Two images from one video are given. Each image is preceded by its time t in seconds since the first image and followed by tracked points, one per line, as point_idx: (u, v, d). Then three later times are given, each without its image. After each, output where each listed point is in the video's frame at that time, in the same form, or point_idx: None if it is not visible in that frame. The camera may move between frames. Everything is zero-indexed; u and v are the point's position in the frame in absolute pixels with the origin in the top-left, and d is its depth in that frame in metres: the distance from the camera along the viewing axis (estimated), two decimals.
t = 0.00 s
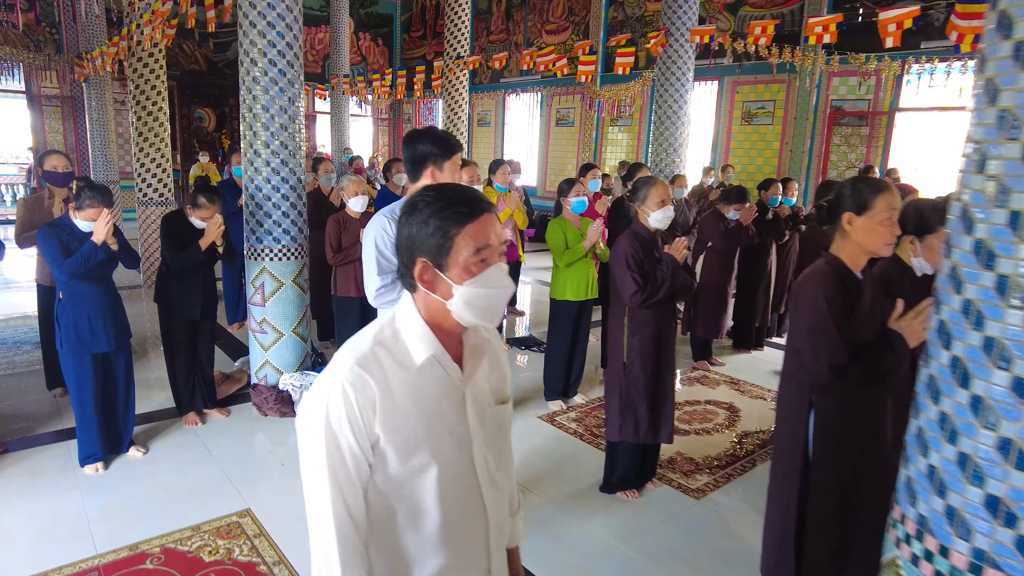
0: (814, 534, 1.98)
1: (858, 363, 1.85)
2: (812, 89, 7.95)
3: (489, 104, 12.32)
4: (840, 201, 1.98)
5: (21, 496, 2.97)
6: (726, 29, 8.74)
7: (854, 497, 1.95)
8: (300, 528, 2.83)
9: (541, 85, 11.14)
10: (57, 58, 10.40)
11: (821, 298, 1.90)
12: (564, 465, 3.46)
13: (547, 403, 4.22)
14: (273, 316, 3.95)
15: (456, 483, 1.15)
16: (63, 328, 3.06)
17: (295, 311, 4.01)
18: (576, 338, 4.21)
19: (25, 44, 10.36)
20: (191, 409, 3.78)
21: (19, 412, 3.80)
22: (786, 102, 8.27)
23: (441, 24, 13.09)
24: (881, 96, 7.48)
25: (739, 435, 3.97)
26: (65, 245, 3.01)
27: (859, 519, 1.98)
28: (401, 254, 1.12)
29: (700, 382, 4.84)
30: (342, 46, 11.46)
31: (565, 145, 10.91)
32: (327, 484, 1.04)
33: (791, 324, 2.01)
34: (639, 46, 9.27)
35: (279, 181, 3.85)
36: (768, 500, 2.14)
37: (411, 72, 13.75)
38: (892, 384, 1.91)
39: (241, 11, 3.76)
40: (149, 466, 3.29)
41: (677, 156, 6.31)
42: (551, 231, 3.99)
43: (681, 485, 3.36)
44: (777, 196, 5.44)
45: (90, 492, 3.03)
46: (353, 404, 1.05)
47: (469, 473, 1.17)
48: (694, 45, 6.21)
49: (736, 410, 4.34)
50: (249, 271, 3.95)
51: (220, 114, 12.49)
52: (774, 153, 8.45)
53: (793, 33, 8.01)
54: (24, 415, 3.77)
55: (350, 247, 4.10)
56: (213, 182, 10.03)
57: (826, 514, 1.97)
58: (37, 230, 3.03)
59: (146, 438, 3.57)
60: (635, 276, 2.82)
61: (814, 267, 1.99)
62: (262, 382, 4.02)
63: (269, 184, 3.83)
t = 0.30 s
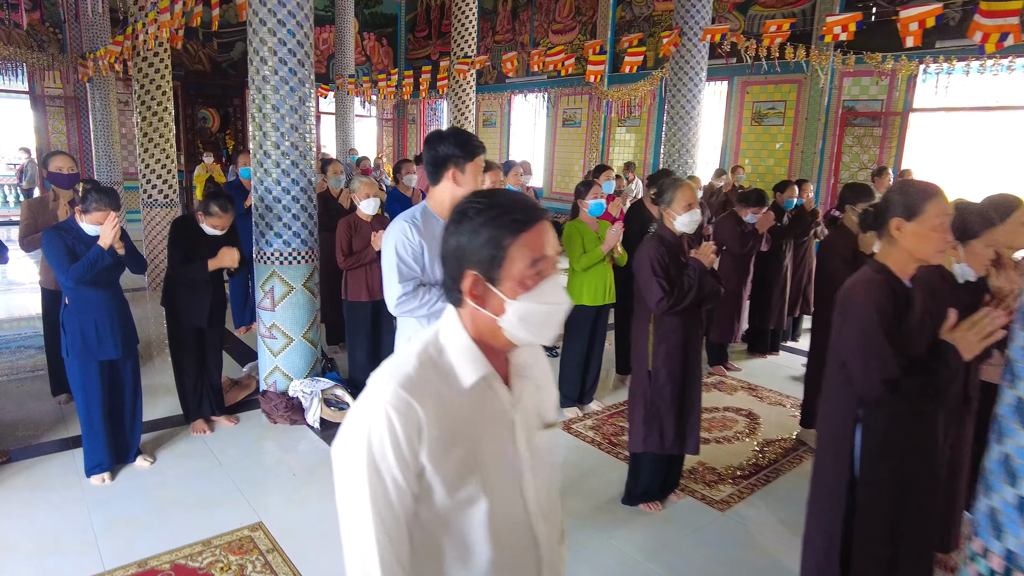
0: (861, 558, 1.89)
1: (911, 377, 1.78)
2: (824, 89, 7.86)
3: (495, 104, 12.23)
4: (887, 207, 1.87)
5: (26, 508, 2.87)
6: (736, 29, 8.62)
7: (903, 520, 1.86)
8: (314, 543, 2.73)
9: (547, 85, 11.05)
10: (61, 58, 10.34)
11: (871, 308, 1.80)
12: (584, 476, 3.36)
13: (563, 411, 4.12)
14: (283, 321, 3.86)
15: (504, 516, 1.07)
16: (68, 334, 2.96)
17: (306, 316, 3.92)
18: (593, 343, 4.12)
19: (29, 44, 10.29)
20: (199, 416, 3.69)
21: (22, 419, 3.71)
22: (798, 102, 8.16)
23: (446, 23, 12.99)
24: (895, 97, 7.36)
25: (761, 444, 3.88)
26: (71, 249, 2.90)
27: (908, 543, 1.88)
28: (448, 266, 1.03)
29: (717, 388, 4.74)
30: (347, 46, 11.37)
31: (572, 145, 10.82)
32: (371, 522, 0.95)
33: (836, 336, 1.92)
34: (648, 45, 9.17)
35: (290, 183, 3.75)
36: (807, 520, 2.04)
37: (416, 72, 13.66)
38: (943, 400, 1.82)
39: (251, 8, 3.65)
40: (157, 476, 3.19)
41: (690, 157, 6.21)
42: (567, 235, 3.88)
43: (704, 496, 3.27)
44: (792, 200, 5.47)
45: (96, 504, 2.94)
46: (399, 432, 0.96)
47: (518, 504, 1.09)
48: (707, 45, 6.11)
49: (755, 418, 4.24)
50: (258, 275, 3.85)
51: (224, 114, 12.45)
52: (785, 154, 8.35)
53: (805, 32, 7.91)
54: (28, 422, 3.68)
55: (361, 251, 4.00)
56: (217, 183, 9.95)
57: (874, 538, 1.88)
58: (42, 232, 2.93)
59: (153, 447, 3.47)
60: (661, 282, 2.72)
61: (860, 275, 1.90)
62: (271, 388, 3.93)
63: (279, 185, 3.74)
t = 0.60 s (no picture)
0: None
1: (980, 400, 1.69)
2: (838, 89, 7.76)
3: (500, 104, 12.14)
4: (949, 217, 1.77)
5: (33, 525, 2.77)
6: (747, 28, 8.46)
7: (965, 547, 1.75)
8: (333, 562, 2.63)
9: (554, 84, 10.93)
10: (63, 58, 10.22)
11: (934, 321, 1.68)
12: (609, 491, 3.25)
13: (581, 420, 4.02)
14: (295, 328, 3.75)
15: (577, 563, 0.97)
16: (77, 344, 2.86)
17: (318, 323, 3.81)
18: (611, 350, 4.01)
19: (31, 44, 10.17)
20: (209, 426, 3.58)
21: (27, 430, 3.60)
22: (810, 103, 8.06)
23: (451, 22, 12.88)
24: (910, 97, 7.25)
25: (786, 455, 3.78)
26: (79, 256, 2.80)
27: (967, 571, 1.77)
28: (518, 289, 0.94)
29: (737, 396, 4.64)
30: (352, 46, 11.25)
31: (579, 146, 10.72)
32: None
33: (892, 351, 1.80)
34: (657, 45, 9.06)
35: (303, 186, 3.64)
36: (855, 547, 1.91)
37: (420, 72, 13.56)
38: (1011, 423, 1.73)
39: (263, 7, 3.54)
40: (167, 490, 3.09)
41: (705, 158, 6.11)
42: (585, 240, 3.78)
43: (733, 510, 3.16)
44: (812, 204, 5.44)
45: (105, 520, 2.84)
46: (466, 474, 0.86)
47: (592, 550, 0.99)
48: (723, 45, 6.00)
49: (778, 427, 4.14)
50: (270, 281, 3.75)
51: (227, 114, 12.35)
52: (798, 155, 8.24)
53: (818, 32, 7.80)
54: (34, 433, 3.58)
55: (375, 257, 3.90)
56: (221, 185, 9.83)
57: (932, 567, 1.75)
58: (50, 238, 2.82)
59: (163, 459, 3.37)
60: (696, 291, 2.61)
61: (916, 287, 1.78)
62: (282, 398, 3.83)
63: (292, 189, 3.62)
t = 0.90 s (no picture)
0: None
1: None
2: (847, 88, 7.68)
3: (504, 104, 12.06)
4: (1003, 219, 1.68)
5: (36, 537, 2.68)
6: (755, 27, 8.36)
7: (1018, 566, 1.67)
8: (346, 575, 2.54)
9: (558, 84, 10.84)
10: (63, 58, 10.12)
11: (991, 328, 1.60)
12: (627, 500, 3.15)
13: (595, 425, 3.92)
14: (304, 332, 3.66)
15: None
16: (80, 350, 2.77)
17: (327, 327, 3.72)
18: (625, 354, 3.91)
19: (31, 43, 10.07)
20: (215, 433, 3.49)
21: (29, 437, 3.51)
22: (819, 102, 7.98)
23: (454, 22, 12.79)
24: (921, 95, 7.17)
25: (806, 460, 3.69)
26: (83, 259, 2.71)
27: None
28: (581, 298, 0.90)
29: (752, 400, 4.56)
30: (355, 45, 11.16)
31: (584, 146, 10.63)
32: None
33: (941, 359, 1.72)
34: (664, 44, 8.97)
35: (312, 187, 3.55)
36: (899, 563, 1.82)
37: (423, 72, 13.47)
38: None
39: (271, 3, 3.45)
40: (174, 500, 3.00)
41: (715, 158, 6.03)
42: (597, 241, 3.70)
43: (756, 519, 3.07)
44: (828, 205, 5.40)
45: (111, 531, 2.75)
46: (528, 506, 0.79)
47: None
48: (734, 43, 5.92)
49: (796, 432, 4.06)
50: (278, 284, 3.66)
51: (229, 114, 12.26)
52: (806, 155, 8.16)
53: (827, 30, 7.71)
54: (36, 440, 3.49)
55: (386, 260, 3.80)
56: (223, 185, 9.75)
57: None
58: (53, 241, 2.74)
59: (169, 467, 3.28)
60: (724, 295, 2.51)
61: (967, 292, 1.70)
62: (290, 403, 3.75)
63: (300, 190, 3.53)
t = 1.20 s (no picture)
0: None
1: None
2: (854, 86, 7.60)
3: (506, 103, 11.97)
4: None
5: (30, 550, 2.58)
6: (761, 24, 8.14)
7: None
8: None
9: (561, 82, 10.74)
10: (61, 57, 10.00)
11: None
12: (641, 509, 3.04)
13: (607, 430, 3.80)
14: (306, 335, 3.55)
15: None
16: (75, 356, 2.66)
17: (330, 330, 3.61)
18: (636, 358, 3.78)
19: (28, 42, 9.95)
20: (216, 440, 3.39)
21: (24, 444, 3.41)
22: (826, 100, 7.89)
23: (455, 20, 12.68)
24: (930, 93, 7.08)
25: (823, 466, 3.59)
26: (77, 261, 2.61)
27: None
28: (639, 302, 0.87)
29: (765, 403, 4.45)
30: (355, 44, 11.05)
31: (588, 144, 10.54)
32: None
33: (990, 367, 1.62)
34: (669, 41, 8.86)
35: (315, 186, 3.44)
36: None
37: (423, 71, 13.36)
38: None
39: None
40: (174, 510, 2.90)
41: (723, 157, 5.94)
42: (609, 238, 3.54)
43: (776, 528, 2.97)
44: (841, 205, 5.33)
45: (108, 544, 2.65)
46: (579, 537, 0.76)
47: None
48: (743, 39, 5.83)
49: (812, 436, 3.96)
50: (280, 286, 3.55)
51: (228, 114, 12.17)
52: (813, 153, 8.06)
53: (835, 27, 7.61)
54: (31, 447, 3.38)
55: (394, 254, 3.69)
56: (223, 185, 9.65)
57: None
58: (47, 241, 2.63)
59: (168, 475, 3.18)
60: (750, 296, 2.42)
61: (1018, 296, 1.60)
62: (293, 408, 3.64)
63: (303, 189, 3.42)
